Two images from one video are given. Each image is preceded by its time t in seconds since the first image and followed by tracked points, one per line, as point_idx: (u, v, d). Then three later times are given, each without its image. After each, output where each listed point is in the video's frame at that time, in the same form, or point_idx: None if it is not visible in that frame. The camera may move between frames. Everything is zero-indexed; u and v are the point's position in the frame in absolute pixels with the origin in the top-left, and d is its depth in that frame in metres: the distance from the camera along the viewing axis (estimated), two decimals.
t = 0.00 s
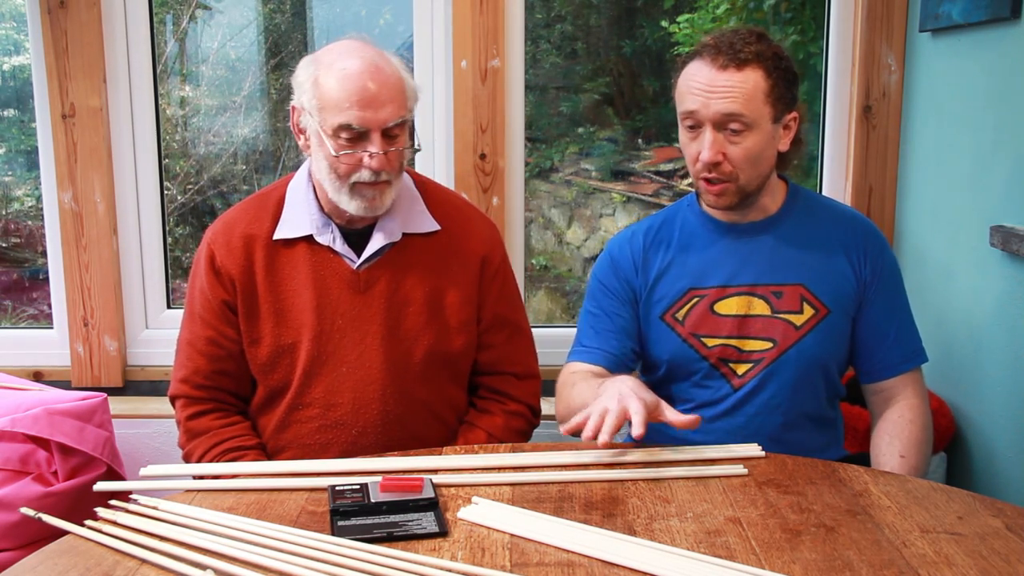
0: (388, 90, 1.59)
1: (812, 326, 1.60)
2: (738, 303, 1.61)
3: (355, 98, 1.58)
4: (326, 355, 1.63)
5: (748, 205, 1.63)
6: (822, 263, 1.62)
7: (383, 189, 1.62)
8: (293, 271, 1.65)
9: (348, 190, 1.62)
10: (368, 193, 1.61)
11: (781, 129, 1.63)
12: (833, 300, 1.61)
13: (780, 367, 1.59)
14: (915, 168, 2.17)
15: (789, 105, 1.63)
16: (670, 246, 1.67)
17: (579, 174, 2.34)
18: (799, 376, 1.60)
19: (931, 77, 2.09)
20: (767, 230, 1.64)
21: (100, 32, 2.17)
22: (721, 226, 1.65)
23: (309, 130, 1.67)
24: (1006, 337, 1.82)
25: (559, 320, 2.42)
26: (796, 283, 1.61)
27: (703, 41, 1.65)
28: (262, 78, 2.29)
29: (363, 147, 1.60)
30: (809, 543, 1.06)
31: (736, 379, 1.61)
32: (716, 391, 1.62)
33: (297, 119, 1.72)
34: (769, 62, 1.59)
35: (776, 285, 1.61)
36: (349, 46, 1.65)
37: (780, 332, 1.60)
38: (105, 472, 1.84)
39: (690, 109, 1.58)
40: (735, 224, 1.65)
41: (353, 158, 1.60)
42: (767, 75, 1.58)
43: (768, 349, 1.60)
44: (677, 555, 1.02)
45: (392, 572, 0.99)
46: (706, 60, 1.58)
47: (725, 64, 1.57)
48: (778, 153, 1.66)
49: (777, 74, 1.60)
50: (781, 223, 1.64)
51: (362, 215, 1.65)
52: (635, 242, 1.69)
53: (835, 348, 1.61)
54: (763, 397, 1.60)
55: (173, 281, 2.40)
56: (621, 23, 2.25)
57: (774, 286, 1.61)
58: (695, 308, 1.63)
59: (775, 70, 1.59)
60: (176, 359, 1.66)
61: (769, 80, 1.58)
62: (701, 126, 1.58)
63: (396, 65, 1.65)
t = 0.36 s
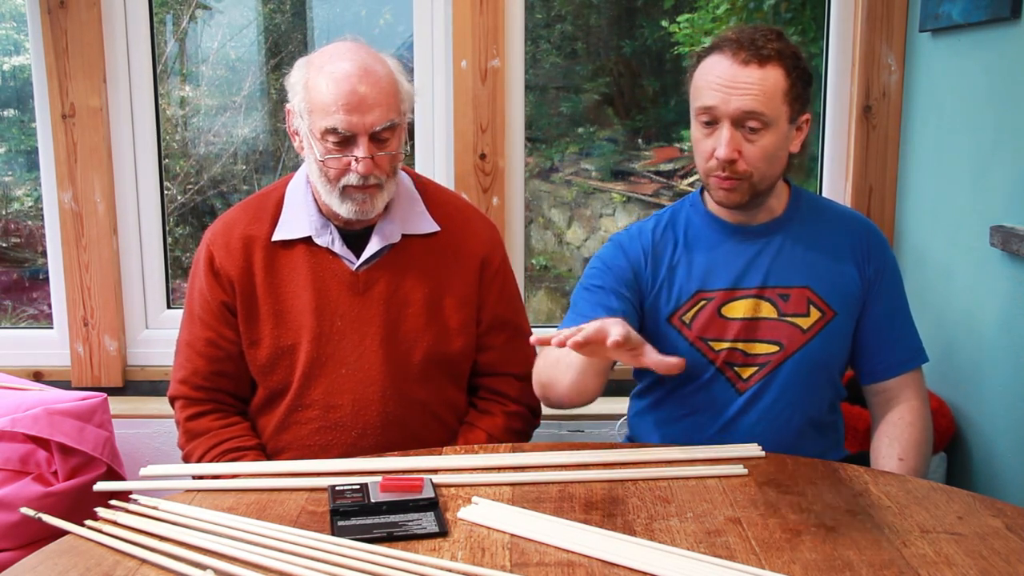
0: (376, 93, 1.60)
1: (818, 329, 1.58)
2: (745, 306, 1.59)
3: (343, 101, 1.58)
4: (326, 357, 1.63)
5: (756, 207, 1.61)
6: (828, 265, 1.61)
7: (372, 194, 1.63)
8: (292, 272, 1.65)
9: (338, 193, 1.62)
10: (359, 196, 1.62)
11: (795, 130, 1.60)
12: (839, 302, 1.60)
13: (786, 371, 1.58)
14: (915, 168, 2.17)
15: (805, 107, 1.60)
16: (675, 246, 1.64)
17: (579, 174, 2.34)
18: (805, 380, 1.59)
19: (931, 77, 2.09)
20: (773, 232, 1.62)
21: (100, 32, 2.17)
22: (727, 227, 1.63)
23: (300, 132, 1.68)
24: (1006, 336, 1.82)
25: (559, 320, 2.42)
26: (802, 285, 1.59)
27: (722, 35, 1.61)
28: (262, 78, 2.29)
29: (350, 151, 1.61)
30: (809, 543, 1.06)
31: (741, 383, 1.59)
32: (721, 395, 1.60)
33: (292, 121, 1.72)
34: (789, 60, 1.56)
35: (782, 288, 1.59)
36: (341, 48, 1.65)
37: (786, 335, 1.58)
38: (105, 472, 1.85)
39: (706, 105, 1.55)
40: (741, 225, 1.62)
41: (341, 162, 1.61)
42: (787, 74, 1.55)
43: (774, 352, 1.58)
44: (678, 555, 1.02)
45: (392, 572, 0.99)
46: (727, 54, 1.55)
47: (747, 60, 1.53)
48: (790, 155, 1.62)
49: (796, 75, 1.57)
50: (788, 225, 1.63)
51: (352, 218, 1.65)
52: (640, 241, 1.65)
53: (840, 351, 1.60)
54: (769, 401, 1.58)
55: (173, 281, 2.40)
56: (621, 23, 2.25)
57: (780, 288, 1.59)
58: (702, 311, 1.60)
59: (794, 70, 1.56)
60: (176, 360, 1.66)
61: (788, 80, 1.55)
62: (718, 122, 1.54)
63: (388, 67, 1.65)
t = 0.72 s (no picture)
0: (374, 92, 1.60)
1: (825, 332, 1.58)
2: (753, 310, 1.58)
3: (341, 99, 1.58)
4: (326, 358, 1.63)
5: (762, 210, 1.59)
6: (834, 267, 1.60)
7: (371, 194, 1.63)
8: (293, 273, 1.65)
9: (336, 193, 1.62)
10: (356, 198, 1.62)
11: (800, 128, 1.60)
12: (844, 305, 1.59)
13: (793, 374, 1.58)
14: (915, 168, 2.17)
15: (809, 104, 1.60)
16: (683, 249, 1.61)
17: (579, 174, 2.34)
18: (811, 383, 1.59)
19: (932, 77, 2.09)
20: (780, 235, 1.61)
21: (100, 32, 2.17)
22: (734, 231, 1.61)
23: (299, 131, 1.68)
24: (1006, 336, 1.82)
25: (559, 320, 2.42)
26: (809, 288, 1.59)
27: (725, 33, 1.60)
28: (262, 78, 2.29)
29: (347, 150, 1.61)
30: (809, 543, 1.06)
31: (747, 387, 1.59)
32: (727, 399, 1.60)
33: (292, 121, 1.71)
34: (794, 57, 1.55)
35: (789, 291, 1.58)
36: (340, 47, 1.65)
37: (793, 339, 1.57)
38: (105, 472, 1.85)
39: (710, 104, 1.54)
40: (748, 229, 1.60)
41: (339, 162, 1.61)
42: (792, 70, 1.54)
43: (781, 356, 1.58)
44: (678, 556, 1.02)
45: (391, 572, 0.99)
46: (731, 52, 1.54)
47: (752, 58, 1.52)
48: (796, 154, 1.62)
49: (800, 72, 1.56)
50: (794, 228, 1.62)
51: (351, 219, 1.65)
52: (649, 241, 1.62)
53: (845, 353, 1.60)
54: (775, 404, 1.59)
55: (173, 281, 2.40)
56: (621, 23, 2.25)
57: (787, 292, 1.58)
58: (710, 316, 1.58)
59: (799, 68, 1.56)
60: (176, 360, 1.66)
61: (793, 77, 1.55)
62: (724, 121, 1.54)
63: (387, 67, 1.65)
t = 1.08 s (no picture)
0: (374, 89, 1.59)
1: (825, 334, 1.58)
2: (752, 312, 1.58)
3: (341, 96, 1.58)
4: (326, 359, 1.63)
5: (762, 211, 1.59)
6: (835, 269, 1.60)
7: (371, 190, 1.63)
8: (293, 273, 1.65)
9: (335, 189, 1.62)
10: (356, 194, 1.62)
11: (801, 131, 1.60)
12: (845, 307, 1.59)
13: (793, 377, 1.58)
14: (915, 168, 2.17)
15: (811, 106, 1.60)
16: (682, 250, 1.61)
17: (579, 174, 2.34)
18: (811, 385, 1.59)
19: (931, 77, 2.09)
20: (780, 237, 1.61)
21: (100, 32, 2.17)
22: (733, 232, 1.61)
23: (299, 129, 1.67)
24: (1006, 336, 1.82)
25: (559, 320, 2.42)
26: (809, 289, 1.59)
27: (725, 34, 1.60)
28: (262, 78, 2.30)
29: (347, 146, 1.61)
30: (809, 543, 1.06)
31: (747, 389, 1.59)
32: (726, 400, 1.60)
33: (292, 121, 1.71)
34: (795, 60, 1.55)
35: (789, 293, 1.58)
36: (339, 47, 1.65)
37: (793, 341, 1.57)
38: (105, 472, 1.85)
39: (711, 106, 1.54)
40: (748, 230, 1.60)
41: (338, 158, 1.61)
42: (793, 73, 1.54)
43: (781, 358, 1.58)
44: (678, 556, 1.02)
45: (391, 571, 0.99)
46: (732, 53, 1.54)
47: (752, 60, 1.52)
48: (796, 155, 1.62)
49: (802, 75, 1.56)
50: (794, 229, 1.62)
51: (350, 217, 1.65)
52: (647, 241, 1.62)
53: (845, 355, 1.60)
54: (774, 406, 1.59)
55: (173, 281, 2.40)
56: (621, 23, 2.25)
57: (787, 293, 1.58)
58: (709, 317, 1.59)
59: (800, 70, 1.56)
60: (176, 360, 1.66)
61: (794, 79, 1.54)
62: (724, 123, 1.54)
63: (388, 66, 1.65)
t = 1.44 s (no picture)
0: (368, 95, 1.59)
1: (825, 334, 1.58)
2: (752, 311, 1.58)
3: (333, 101, 1.58)
4: (326, 359, 1.63)
5: (761, 210, 1.59)
6: (835, 269, 1.60)
7: (364, 198, 1.63)
8: (293, 273, 1.65)
9: (329, 196, 1.63)
10: (350, 202, 1.62)
11: (800, 130, 1.60)
12: (845, 307, 1.59)
13: (793, 376, 1.58)
14: (915, 169, 2.17)
15: (809, 106, 1.60)
16: (683, 250, 1.61)
17: (579, 174, 2.34)
18: (810, 385, 1.58)
19: (931, 77, 2.09)
20: (780, 237, 1.61)
21: (100, 32, 2.17)
22: (733, 231, 1.61)
23: (295, 133, 1.67)
24: (1006, 336, 1.82)
25: (559, 320, 2.42)
26: (809, 289, 1.59)
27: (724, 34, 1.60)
28: (262, 78, 2.30)
29: (340, 153, 1.61)
30: (809, 542, 1.06)
31: (746, 389, 1.59)
32: (725, 400, 1.60)
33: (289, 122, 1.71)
34: (793, 59, 1.55)
35: (789, 293, 1.58)
36: (337, 49, 1.65)
37: (793, 341, 1.57)
38: (105, 472, 1.85)
39: (709, 105, 1.54)
40: (749, 230, 1.60)
41: (331, 165, 1.61)
42: (791, 72, 1.54)
43: (780, 357, 1.57)
44: (678, 555, 1.02)
45: (391, 571, 0.99)
46: (730, 53, 1.54)
47: (751, 58, 1.52)
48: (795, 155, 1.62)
49: (800, 74, 1.56)
50: (794, 229, 1.62)
51: (345, 222, 1.66)
52: (649, 242, 1.62)
53: (845, 355, 1.60)
54: (774, 406, 1.59)
55: (173, 281, 2.40)
56: (621, 23, 2.25)
57: (787, 293, 1.58)
58: (709, 317, 1.59)
59: (798, 69, 1.56)
60: (176, 360, 1.66)
61: (792, 78, 1.54)
62: (722, 122, 1.54)
63: (386, 70, 1.64)
